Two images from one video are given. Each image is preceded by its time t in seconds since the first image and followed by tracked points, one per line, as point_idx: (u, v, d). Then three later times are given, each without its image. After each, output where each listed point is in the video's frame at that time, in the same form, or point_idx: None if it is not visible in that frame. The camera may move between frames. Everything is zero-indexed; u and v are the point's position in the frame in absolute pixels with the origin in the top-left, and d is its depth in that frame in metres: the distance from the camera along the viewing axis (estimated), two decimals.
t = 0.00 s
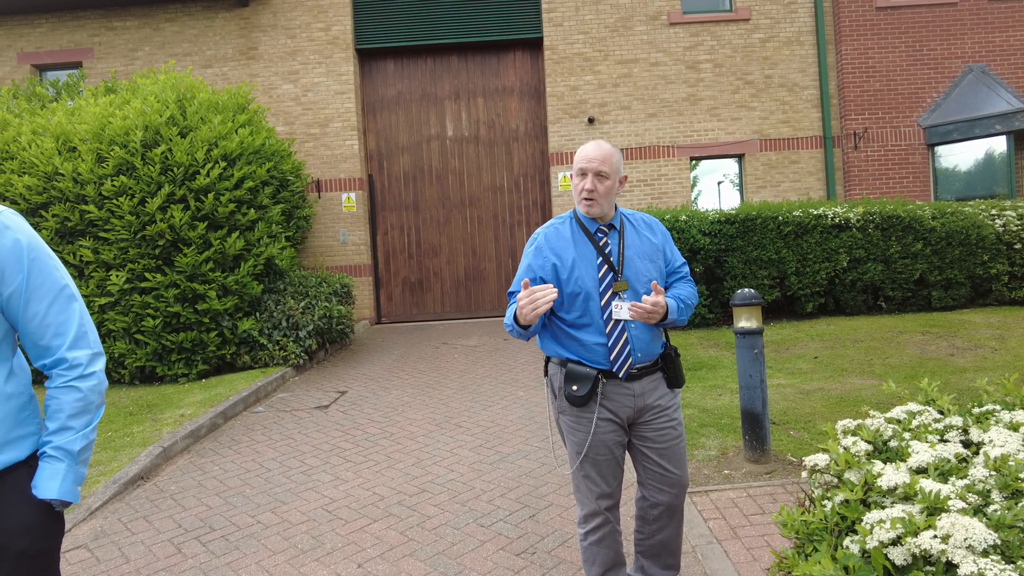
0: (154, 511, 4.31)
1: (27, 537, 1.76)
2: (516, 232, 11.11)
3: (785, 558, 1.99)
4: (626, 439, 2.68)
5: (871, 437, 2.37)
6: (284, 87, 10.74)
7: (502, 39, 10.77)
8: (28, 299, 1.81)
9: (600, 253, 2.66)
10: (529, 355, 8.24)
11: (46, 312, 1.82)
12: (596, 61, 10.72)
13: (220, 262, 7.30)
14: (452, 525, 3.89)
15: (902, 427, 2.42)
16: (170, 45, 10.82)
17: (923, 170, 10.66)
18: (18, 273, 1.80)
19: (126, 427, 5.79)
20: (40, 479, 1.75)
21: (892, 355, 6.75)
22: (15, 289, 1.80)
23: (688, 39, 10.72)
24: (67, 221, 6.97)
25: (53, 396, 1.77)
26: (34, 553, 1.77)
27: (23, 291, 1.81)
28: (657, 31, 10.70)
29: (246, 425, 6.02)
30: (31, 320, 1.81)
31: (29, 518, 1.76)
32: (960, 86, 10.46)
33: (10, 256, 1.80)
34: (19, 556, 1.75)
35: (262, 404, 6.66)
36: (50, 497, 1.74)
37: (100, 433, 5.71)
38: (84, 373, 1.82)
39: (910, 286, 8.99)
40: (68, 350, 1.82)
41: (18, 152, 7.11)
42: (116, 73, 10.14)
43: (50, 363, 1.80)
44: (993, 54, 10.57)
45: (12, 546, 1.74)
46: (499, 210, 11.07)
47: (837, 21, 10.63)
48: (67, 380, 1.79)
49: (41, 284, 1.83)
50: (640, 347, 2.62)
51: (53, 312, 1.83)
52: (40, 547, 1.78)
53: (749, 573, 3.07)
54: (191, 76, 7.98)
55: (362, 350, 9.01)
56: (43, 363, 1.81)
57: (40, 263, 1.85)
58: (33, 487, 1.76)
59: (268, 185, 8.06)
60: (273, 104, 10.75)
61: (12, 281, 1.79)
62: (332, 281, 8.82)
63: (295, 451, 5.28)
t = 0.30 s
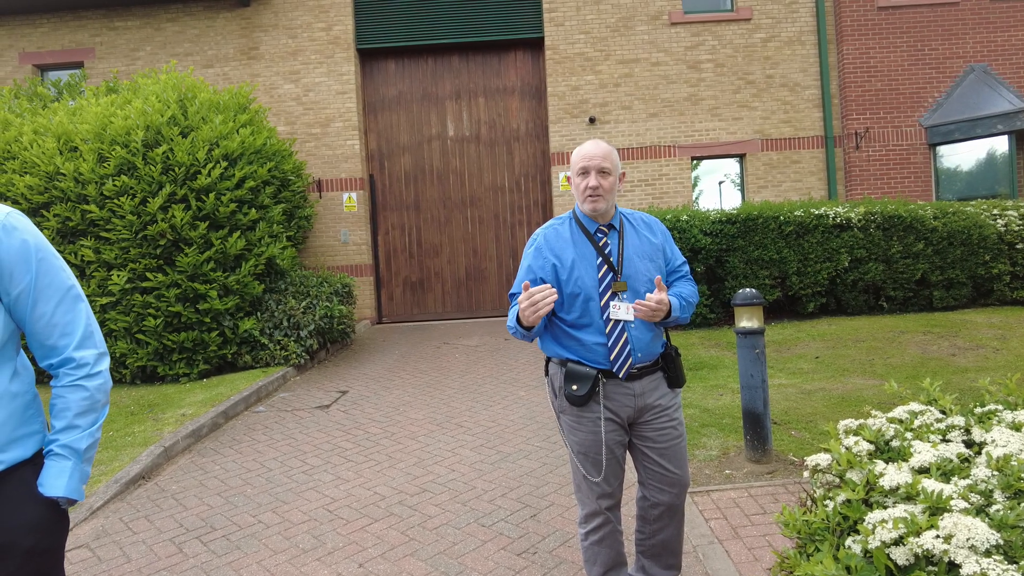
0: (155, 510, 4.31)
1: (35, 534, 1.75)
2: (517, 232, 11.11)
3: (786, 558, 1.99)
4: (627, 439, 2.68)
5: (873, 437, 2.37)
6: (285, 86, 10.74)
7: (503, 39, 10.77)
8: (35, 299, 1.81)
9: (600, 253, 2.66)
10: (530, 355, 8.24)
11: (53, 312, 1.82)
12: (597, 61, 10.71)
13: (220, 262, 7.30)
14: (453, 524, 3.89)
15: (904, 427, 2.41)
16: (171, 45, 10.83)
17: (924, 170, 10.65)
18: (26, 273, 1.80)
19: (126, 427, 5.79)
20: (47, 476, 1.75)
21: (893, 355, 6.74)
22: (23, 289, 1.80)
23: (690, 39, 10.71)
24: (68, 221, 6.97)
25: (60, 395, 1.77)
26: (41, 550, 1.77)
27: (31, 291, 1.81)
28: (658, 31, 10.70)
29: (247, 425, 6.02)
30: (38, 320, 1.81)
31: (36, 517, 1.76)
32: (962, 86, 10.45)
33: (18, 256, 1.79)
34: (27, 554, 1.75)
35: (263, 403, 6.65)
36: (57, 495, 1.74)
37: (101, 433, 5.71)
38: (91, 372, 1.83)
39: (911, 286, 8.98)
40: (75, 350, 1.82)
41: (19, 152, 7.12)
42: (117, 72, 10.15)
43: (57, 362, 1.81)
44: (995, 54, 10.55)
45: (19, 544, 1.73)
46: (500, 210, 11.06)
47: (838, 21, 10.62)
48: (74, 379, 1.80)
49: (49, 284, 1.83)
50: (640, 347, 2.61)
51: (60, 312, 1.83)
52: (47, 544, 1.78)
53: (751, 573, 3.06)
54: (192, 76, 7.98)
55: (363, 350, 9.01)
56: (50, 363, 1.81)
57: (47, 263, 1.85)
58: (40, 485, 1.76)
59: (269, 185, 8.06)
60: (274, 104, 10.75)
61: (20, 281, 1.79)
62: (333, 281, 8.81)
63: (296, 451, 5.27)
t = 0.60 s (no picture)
0: (156, 510, 4.31)
1: (36, 533, 1.75)
2: (518, 232, 11.11)
3: (787, 558, 1.99)
4: (627, 439, 2.67)
5: (874, 437, 2.36)
6: (286, 86, 10.74)
7: (503, 39, 10.77)
8: (35, 299, 1.81)
9: (599, 253, 2.66)
10: (530, 355, 8.23)
11: (54, 312, 1.82)
12: (597, 61, 10.71)
13: (221, 262, 7.31)
14: (454, 524, 3.89)
15: (905, 427, 2.41)
16: (172, 45, 10.83)
17: (926, 170, 10.63)
18: (26, 273, 1.80)
19: (127, 427, 5.79)
20: (47, 476, 1.74)
21: (895, 355, 6.73)
22: (24, 288, 1.80)
23: (690, 39, 10.71)
24: (69, 220, 6.97)
25: (61, 394, 1.77)
26: (42, 550, 1.77)
27: (31, 290, 1.81)
28: (659, 30, 10.69)
29: (248, 425, 6.02)
30: (38, 320, 1.81)
31: (37, 516, 1.76)
32: (963, 85, 10.44)
33: (19, 256, 1.80)
34: (29, 552, 1.74)
35: (264, 403, 6.65)
36: (57, 495, 1.74)
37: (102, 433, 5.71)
38: (91, 372, 1.83)
39: (912, 285, 8.97)
40: (75, 349, 1.82)
41: (21, 152, 7.13)
42: (118, 73, 10.16)
43: (58, 362, 1.81)
44: (997, 54, 10.54)
45: (21, 543, 1.73)
46: (500, 210, 11.07)
47: (839, 21, 10.61)
48: (75, 379, 1.80)
49: (49, 284, 1.83)
50: (641, 346, 2.61)
51: (61, 312, 1.84)
52: (48, 542, 1.78)
53: (751, 573, 3.06)
54: (193, 77, 7.98)
55: (364, 350, 9.01)
56: (51, 363, 1.81)
57: (47, 263, 1.85)
58: (41, 484, 1.76)
59: (270, 185, 8.06)
60: (275, 104, 10.75)
61: (21, 280, 1.79)
62: (334, 281, 8.81)
63: (296, 451, 5.27)
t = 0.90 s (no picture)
0: (157, 511, 4.31)
1: (38, 534, 1.75)
2: (519, 232, 11.11)
3: (788, 559, 2.00)
4: (629, 440, 2.67)
5: (875, 438, 2.36)
6: (287, 87, 10.75)
7: (504, 39, 10.77)
8: (37, 301, 1.81)
9: (600, 255, 2.66)
10: (531, 356, 8.24)
11: (55, 312, 1.83)
12: (598, 61, 10.71)
13: (223, 262, 7.31)
14: (454, 525, 3.89)
15: (906, 428, 2.41)
16: (173, 45, 10.84)
17: (927, 170, 10.62)
18: (27, 274, 1.80)
19: (128, 428, 5.79)
20: (49, 477, 1.74)
21: (896, 355, 6.73)
22: (25, 290, 1.80)
23: (691, 39, 10.71)
24: (70, 221, 6.98)
25: (63, 395, 1.78)
26: (45, 550, 1.77)
27: (33, 292, 1.81)
28: (659, 31, 10.69)
29: (249, 425, 6.02)
30: (39, 321, 1.81)
31: (39, 517, 1.76)
32: (964, 86, 10.43)
33: (20, 257, 1.80)
34: (32, 553, 1.74)
35: (265, 404, 6.65)
36: (60, 495, 1.74)
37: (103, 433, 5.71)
38: (93, 373, 1.83)
39: (914, 286, 8.97)
40: (78, 350, 1.83)
41: (22, 153, 7.14)
42: (120, 73, 10.17)
43: (59, 363, 1.81)
44: (998, 54, 10.53)
45: (24, 544, 1.73)
46: (501, 210, 11.07)
47: (840, 21, 10.60)
48: (76, 380, 1.80)
49: (50, 285, 1.83)
50: (644, 347, 2.62)
51: (62, 313, 1.84)
52: (51, 543, 1.78)
53: (753, 573, 3.06)
54: (194, 77, 7.98)
55: (365, 350, 9.02)
56: (52, 363, 1.81)
57: (48, 264, 1.85)
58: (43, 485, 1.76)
59: (271, 185, 8.06)
60: (276, 104, 10.76)
61: (22, 281, 1.80)
62: (335, 281, 8.81)
63: (297, 451, 5.27)
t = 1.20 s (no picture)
0: (158, 510, 4.31)
1: (40, 533, 1.75)
2: (519, 232, 11.11)
3: (789, 559, 2.00)
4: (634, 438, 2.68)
5: (876, 437, 2.36)
6: (288, 87, 10.75)
7: (505, 39, 10.77)
8: (38, 299, 1.82)
9: (609, 255, 2.65)
10: (531, 356, 8.24)
11: (56, 311, 1.83)
12: (599, 61, 10.71)
13: (224, 262, 7.31)
14: (455, 524, 3.89)
15: (907, 427, 2.40)
16: (174, 45, 10.85)
17: (927, 170, 10.62)
18: (27, 273, 1.80)
19: (129, 427, 5.79)
20: (50, 475, 1.74)
21: (897, 355, 6.72)
22: (26, 288, 1.80)
23: (692, 39, 10.70)
24: (72, 220, 6.99)
25: (64, 394, 1.78)
26: (46, 549, 1.77)
27: (34, 290, 1.81)
28: (660, 31, 10.69)
29: (250, 425, 6.03)
30: (40, 320, 1.81)
31: (41, 516, 1.76)
32: (965, 86, 10.42)
33: (21, 256, 1.80)
34: (34, 553, 1.74)
35: (265, 403, 6.65)
36: (62, 494, 1.74)
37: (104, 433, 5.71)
38: (93, 372, 1.83)
39: (915, 286, 8.97)
40: (79, 349, 1.83)
41: (23, 153, 7.15)
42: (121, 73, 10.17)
43: (60, 362, 1.81)
44: (998, 54, 10.52)
45: (25, 543, 1.73)
46: (502, 210, 11.07)
47: (841, 21, 10.60)
48: (77, 379, 1.80)
49: (51, 284, 1.83)
50: (652, 347, 2.63)
51: (63, 312, 1.84)
52: (53, 542, 1.78)
53: (754, 573, 3.06)
54: (195, 77, 7.99)
55: (366, 350, 9.02)
56: (53, 362, 1.81)
57: (49, 262, 1.85)
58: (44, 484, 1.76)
59: (272, 185, 8.07)
60: (277, 104, 10.76)
61: (23, 281, 1.80)
62: (336, 281, 8.81)
63: (298, 451, 5.27)
